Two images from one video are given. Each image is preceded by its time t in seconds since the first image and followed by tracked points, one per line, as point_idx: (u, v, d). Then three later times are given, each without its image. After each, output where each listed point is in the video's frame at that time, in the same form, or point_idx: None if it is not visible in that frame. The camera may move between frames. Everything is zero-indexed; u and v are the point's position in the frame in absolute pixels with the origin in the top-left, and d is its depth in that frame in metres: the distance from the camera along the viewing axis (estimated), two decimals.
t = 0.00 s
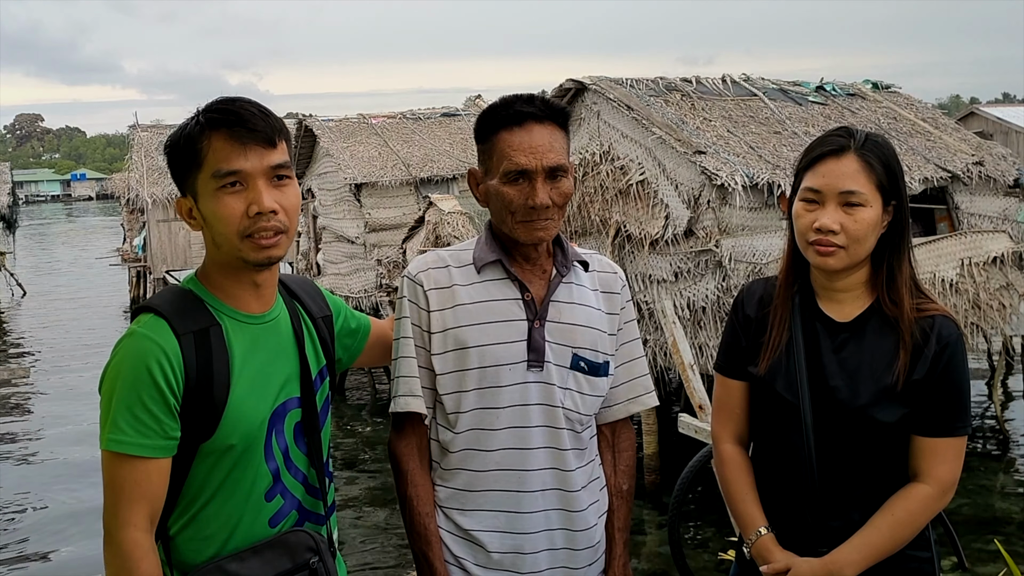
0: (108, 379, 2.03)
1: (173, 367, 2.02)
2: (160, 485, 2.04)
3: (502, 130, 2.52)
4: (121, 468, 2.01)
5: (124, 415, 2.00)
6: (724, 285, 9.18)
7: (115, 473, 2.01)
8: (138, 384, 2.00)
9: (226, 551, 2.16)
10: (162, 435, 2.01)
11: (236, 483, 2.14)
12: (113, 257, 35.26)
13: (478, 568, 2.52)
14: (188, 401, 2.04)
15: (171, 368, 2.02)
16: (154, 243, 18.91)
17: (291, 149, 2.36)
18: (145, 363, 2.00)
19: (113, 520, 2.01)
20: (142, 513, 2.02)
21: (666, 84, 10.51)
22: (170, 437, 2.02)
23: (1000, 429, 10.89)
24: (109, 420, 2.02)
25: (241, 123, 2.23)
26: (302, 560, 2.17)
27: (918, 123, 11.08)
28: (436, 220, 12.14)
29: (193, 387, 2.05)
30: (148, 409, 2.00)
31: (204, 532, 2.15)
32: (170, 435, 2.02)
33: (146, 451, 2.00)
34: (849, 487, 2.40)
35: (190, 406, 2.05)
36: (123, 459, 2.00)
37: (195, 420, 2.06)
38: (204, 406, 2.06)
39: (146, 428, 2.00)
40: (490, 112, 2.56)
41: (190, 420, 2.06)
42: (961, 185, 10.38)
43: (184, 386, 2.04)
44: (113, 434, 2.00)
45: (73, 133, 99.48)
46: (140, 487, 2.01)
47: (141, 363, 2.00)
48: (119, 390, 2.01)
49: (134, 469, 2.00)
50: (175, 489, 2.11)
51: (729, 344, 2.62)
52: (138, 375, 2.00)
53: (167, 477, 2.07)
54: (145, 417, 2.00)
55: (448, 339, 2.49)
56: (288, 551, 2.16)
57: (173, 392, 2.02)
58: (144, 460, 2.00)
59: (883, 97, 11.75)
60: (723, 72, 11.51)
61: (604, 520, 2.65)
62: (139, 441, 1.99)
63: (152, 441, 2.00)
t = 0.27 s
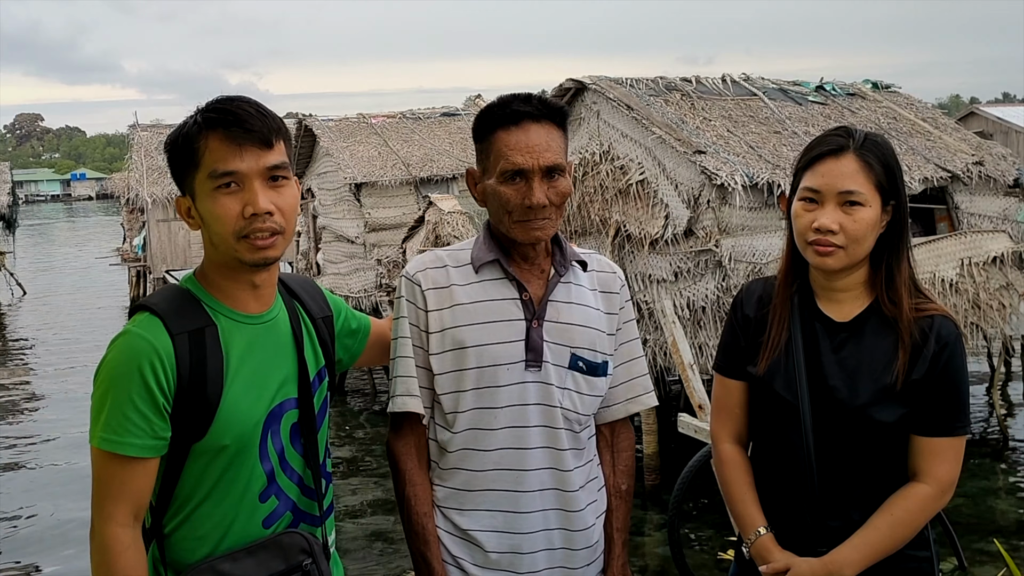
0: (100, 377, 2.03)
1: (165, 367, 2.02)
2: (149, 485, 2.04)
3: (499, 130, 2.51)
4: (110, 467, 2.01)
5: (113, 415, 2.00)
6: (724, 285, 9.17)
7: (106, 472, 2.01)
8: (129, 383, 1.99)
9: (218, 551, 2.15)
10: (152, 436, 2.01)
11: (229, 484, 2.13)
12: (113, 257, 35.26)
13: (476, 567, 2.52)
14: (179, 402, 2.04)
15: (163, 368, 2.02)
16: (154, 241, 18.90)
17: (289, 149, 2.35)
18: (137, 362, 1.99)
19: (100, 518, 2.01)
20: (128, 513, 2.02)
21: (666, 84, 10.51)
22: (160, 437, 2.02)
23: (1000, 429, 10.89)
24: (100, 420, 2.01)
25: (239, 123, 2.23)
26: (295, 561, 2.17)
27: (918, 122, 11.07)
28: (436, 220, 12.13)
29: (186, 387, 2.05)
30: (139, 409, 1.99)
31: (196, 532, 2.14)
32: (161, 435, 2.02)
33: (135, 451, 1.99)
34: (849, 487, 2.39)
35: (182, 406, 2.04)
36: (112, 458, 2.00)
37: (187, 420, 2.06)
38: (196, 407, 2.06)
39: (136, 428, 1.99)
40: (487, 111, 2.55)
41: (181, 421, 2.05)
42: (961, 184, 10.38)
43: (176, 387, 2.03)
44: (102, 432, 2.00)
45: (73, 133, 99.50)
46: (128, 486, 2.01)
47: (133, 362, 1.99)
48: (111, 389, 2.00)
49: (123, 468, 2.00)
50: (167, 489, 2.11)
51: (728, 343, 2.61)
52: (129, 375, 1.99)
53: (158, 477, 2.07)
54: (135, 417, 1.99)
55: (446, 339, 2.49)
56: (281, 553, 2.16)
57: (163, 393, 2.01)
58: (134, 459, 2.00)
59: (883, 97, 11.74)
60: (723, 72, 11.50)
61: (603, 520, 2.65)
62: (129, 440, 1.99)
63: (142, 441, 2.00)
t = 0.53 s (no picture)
0: (97, 379, 2.03)
1: (162, 367, 2.02)
2: (148, 485, 2.04)
3: (497, 130, 2.51)
4: (107, 469, 2.00)
5: (110, 415, 2.00)
6: (724, 285, 9.17)
7: (105, 474, 2.01)
8: (126, 384, 1.99)
9: (216, 551, 2.15)
10: (149, 436, 2.01)
11: (226, 484, 2.14)
12: (112, 257, 35.26)
13: (475, 568, 2.52)
14: (176, 402, 2.04)
15: (160, 368, 2.02)
16: (153, 241, 18.94)
17: (287, 150, 2.36)
18: (133, 363, 1.99)
19: (99, 518, 2.01)
20: (127, 513, 2.02)
21: (666, 84, 10.51)
22: (158, 438, 2.02)
23: (1000, 429, 10.89)
24: (96, 421, 2.01)
25: (237, 123, 2.22)
26: (293, 561, 2.16)
27: (918, 122, 11.07)
28: (436, 220, 12.13)
29: (182, 386, 2.05)
30: (135, 409, 1.99)
31: (195, 532, 2.14)
32: (159, 435, 2.02)
33: (132, 451, 1.99)
34: (849, 486, 2.39)
35: (179, 405, 2.04)
36: (110, 459, 2.00)
37: (185, 420, 2.06)
38: (194, 406, 2.06)
39: (132, 427, 1.99)
40: (485, 111, 2.55)
41: (179, 422, 2.05)
42: (961, 184, 10.37)
43: (173, 386, 2.03)
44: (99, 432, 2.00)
45: (74, 133, 99.59)
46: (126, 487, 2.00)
47: (130, 363, 1.99)
48: (107, 389, 2.00)
49: (121, 469, 2.00)
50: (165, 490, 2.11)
51: (728, 343, 2.61)
52: (125, 375, 1.99)
53: (157, 476, 2.07)
54: (131, 418, 1.99)
55: (445, 339, 2.49)
56: (277, 552, 2.15)
57: (160, 394, 2.01)
58: (132, 459, 2.00)
59: (883, 97, 11.74)
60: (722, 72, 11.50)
61: (603, 520, 2.65)
62: (126, 440, 1.98)
63: (138, 441, 1.99)
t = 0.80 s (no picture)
0: (96, 381, 2.02)
1: (161, 367, 2.01)
2: (149, 487, 2.03)
3: (495, 130, 2.51)
4: (108, 471, 2.00)
5: (110, 417, 1.99)
6: (724, 285, 9.17)
7: (105, 476, 2.00)
8: (126, 386, 1.99)
9: (216, 553, 2.15)
10: (150, 438, 2.00)
11: (226, 485, 2.13)
12: (113, 258, 35.26)
13: (475, 569, 2.51)
14: (176, 403, 2.04)
15: (159, 369, 2.01)
16: (153, 241, 18.99)
17: (284, 150, 2.35)
18: (133, 364, 1.99)
19: (101, 521, 2.01)
20: (129, 516, 2.01)
21: (666, 84, 10.51)
22: (158, 439, 2.01)
23: (1000, 430, 10.87)
24: (96, 423, 2.01)
25: (235, 122, 2.22)
26: (293, 561, 2.16)
27: (918, 122, 11.07)
28: (436, 220, 12.13)
29: (182, 388, 2.04)
30: (135, 411, 1.99)
31: (195, 534, 2.14)
32: (159, 436, 2.01)
33: (132, 453, 1.99)
34: (849, 487, 2.39)
35: (179, 407, 2.04)
36: (110, 461, 1.99)
37: (184, 422, 2.06)
38: (194, 408, 2.06)
39: (133, 429, 1.99)
40: (484, 112, 2.55)
41: (179, 423, 2.05)
42: (961, 184, 10.36)
43: (173, 388, 2.03)
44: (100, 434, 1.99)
45: (74, 133, 99.63)
46: (127, 488, 2.00)
47: (129, 364, 1.99)
48: (107, 392, 2.00)
49: (122, 471, 2.00)
50: (166, 492, 2.10)
51: (728, 343, 2.61)
52: (125, 377, 1.99)
53: (158, 478, 2.06)
54: (131, 420, 1.99)
55: (444, 340, 2.48)
56: (277, 553, 2.15)
57: (160, 395, 2.01)
58: (133, 461, 1.99)
59: (883, 97, 11.74)
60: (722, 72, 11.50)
61: (602, 520, 2.64)
62: (126, 442, 1.98)
63: (139, 443, 1.99)
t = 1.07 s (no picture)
0: (93, 383, 2.02)
1: (158, 369, 2.01)
2: (148, 488, 2.03)
3: (493, 131, 2.51)
4: (105, 473, 1.99)
5: (108, 419, 1.99)
6: (724, 285, 9.16)
7: (104, 479, 2.00)
8: (123, 388, 1.98)
9: (215, 553, 2.14)
10: (148, 440, 2.00)
11: (224, 486, 2.13)
12: (113, 258, 35.26)
13: (474, 569, 2.51)
14: (173, 405, 2.03)
15: (157, 370, 2.01)
16: (153, 241, 19.01)
17: (280, 150, 2.35)
18: (130, 366, 1.99)
19: (100, 522, 2.00)
20: (128, 517, 2.01)
21: (666, 84, 10.51)
22: (156, 441, 2.01)
23: (1001, 430, 10.86)
24: (94, 425, 2.00)
25: (231, 123, 2.22)
26: (292, 561, 2.15)
27: (918, 122, 11.07)
28: (436, 220, 12.12)
29: (179, 389, 2.04)
30: (132, 412, 1.98)
31: (193, 535, 2.14)
32: (156, 438, 2.01)
33: (130, 454, 1.98)
34: (849, 487, 2.38)
35: (177, 408, 2.04)
36: (108, 463, 1.99)
37: (182, 423, 2.05)
38: (191, 409, 2.06)
39: (130, 431, 1.98)
40: (481, 112, 2.55)
41: (177, 424, 2.05)
42: (961, 185, 10.35)
43: (170, 389, 2.03)
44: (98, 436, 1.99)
45: (74, 133, 99.66)
46: (126, 490, 2.00)
47: (127, 366, 1.98)
48: (104, 394, 1.99)
49: (120, 473, 1.99)
50: (164, 493, 2.10)
51: (728, 343, 2.61)
52: (123, 379, 1.98)
53: (156, 479, 2.06)
54: (129, 421, 1.98)
55: (443, 341, 2.48)
56: (275, 553, 2.15)
57: (158, 397, 2.00)
58: (131, 463, 1.99)
59: (883, 97, 11.74)
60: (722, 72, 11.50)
61: (601, 520, 2.64)
62: (123, 444, 1.98)
63: (137, 445, 1.99)
